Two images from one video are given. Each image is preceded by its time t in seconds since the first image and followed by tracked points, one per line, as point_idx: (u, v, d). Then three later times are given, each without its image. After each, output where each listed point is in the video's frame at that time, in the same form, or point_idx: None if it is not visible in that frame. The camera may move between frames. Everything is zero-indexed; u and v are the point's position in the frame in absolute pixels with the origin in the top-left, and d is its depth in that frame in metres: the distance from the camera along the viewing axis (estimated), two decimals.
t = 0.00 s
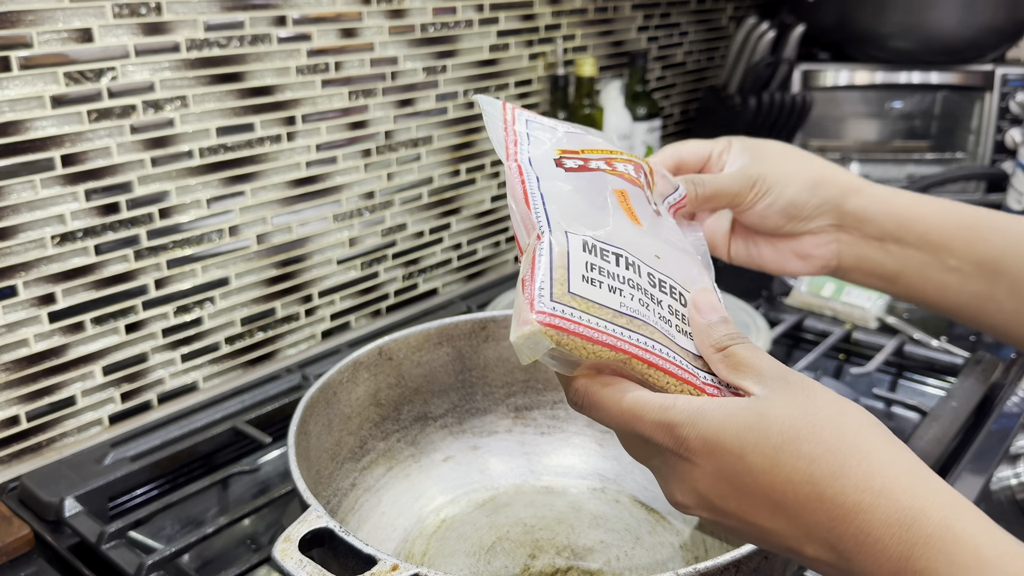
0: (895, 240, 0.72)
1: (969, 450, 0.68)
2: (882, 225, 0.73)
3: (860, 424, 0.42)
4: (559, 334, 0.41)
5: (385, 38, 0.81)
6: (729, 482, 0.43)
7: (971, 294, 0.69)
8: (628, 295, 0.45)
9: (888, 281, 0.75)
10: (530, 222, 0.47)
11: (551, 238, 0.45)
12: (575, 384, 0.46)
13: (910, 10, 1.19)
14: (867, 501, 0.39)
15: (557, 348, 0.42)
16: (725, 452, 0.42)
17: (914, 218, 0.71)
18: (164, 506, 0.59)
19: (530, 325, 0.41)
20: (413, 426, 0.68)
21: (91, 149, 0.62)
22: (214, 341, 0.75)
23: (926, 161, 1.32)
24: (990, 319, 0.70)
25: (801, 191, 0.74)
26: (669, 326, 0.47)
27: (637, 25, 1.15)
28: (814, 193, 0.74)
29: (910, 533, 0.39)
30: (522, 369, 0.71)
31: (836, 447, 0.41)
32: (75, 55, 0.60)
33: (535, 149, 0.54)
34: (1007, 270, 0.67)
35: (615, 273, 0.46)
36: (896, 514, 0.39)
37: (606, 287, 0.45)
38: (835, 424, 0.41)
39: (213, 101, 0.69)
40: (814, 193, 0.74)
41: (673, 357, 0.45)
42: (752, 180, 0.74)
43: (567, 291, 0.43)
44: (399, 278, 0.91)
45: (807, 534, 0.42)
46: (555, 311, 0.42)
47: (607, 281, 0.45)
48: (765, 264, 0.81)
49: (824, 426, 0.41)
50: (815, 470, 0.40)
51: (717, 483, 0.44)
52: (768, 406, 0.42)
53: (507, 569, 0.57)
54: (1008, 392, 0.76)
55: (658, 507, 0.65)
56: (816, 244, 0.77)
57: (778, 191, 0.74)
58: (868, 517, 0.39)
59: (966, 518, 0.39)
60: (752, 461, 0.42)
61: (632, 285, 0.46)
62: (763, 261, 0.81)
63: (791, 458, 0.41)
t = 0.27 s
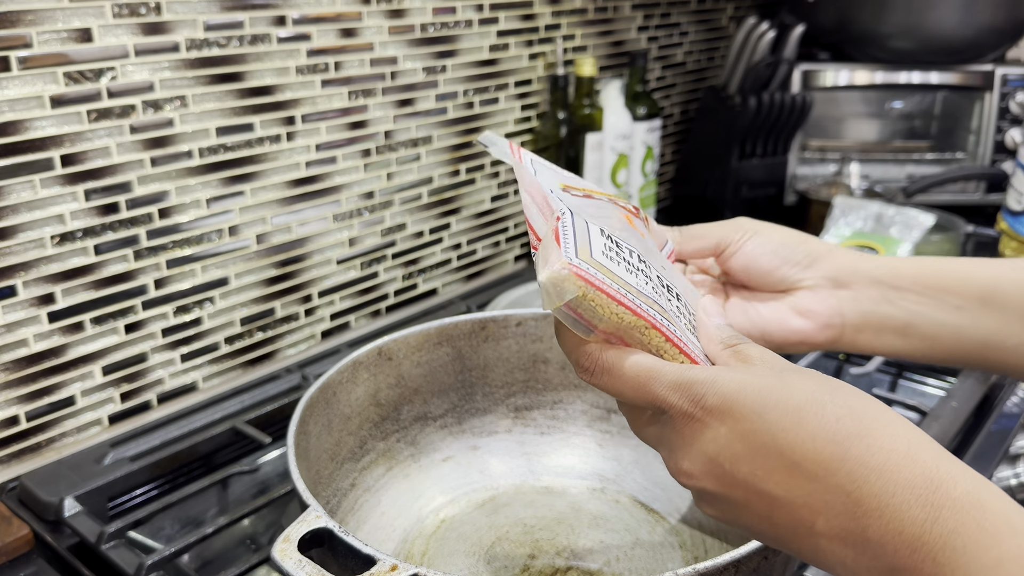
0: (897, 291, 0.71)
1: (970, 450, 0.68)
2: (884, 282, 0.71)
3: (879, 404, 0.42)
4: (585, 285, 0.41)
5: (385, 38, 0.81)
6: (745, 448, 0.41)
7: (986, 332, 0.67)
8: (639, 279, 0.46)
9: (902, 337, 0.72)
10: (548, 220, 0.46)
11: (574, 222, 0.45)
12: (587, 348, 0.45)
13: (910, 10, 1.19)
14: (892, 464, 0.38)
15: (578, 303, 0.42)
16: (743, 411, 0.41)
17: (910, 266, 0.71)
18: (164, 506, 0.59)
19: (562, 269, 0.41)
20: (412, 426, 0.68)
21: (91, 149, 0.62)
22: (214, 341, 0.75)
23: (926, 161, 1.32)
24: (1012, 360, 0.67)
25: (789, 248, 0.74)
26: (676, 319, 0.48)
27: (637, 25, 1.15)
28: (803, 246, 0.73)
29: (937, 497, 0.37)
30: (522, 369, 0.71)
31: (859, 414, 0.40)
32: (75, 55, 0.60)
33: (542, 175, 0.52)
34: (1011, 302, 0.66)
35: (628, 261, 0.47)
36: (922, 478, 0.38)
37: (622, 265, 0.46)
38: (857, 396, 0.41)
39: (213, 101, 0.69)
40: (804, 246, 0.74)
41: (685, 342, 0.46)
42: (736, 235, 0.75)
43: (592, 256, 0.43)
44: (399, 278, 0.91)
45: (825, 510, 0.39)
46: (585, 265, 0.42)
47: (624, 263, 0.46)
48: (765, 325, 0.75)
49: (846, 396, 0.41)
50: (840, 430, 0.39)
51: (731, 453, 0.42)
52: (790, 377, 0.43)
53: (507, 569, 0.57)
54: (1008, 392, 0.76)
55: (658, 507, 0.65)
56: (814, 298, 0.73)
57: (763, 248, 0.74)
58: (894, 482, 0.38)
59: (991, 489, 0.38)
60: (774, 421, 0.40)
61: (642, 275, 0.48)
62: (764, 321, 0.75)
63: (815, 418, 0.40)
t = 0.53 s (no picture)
0: (901, 285, 0.71)
1: (972, 449, 0.68)
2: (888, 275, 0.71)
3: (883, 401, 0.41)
4: (589, 277, 0.45)
5: (385, 38, 0.81)
6: (744, 436, 0.40)
7: (990, 326, 0.67)
8: (635, 284, 0.51)
9: (907, 331, 0.71)
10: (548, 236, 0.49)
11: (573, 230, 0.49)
12: (594, 350, 0.47)
13: (910, 10, 1.19)
14: (893, 448, 0.37)
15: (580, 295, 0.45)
16: (743, 400, 0.41)
17: (914, 261, 0.71)
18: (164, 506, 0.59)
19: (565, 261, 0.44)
20: (413, 426, 0.68)
21: (91, 149, 0.62)
22: (214, 341, 0.75)
23: (926, 161, 1.32)
24: (1017, 354, 0.67)
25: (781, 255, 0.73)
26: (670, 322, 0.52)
27: (637, 25, 1.14)
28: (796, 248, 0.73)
29: (940, 483, 0.35)
30: (522, 369, 0.71)
31: (860, 405, 0.39)
32: (75, 55, 0.60)
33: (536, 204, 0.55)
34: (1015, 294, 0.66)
35: (623, 269, 0.51)
36: (924, 463, 0.36)
37: (619, 270, 0.50)
38: (860, 391, 0.41)
39: (213, 101, 0.69)
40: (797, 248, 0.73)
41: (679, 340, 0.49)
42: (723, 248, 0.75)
43: (594, 257, 0.47)
44: (399, 278, 0.91)
45: (825, 499, 0.37)
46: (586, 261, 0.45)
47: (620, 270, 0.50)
48: (764, 331, 0.75)
49: (849, 390, 0.40)
50: (842, 418, 0.38)
51: (730, 442, 0.41)
52: (792, 373, 0.42)
53: (507, 569, 0.57)
54: (1007, 392, 0.76)
55: (658, 507, 0.65)
56: (812, 299, 0.73)
57: (753, 257, 0.74)
58: (894, 467, 0.36)
59: (998, 479, 0.36)
60: (773, 408, 0.40)
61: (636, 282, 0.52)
62: (762, 328, 0.75)
63: (814, 405, 0.39)
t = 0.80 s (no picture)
0: (887, 282, 0.71)
1: (972, 448, 0.68)
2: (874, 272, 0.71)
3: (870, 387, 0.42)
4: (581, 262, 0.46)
5: (385, 38, 0.81)
6: (734, 422, 0.41)
7: (977, 322, 0.67)
8: (627, 271, 0.51)
9: (895, 328, 0.71)
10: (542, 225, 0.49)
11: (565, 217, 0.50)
12: (584, 333, 0.47)
13: (910, 10, 1.19)
14: (884, 434, 0.37)
15: (571, 270, 0.45)
16: (735, 385, 0.41)
17: (901, 259, 0.71)
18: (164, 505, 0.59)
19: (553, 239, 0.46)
20: (412, 426, 0.68)
21: (91, 149, 0.62)
22: (214, 341, 0.75)
23: (926, 161, 1.32)
24: (1004, 350, 0.67)
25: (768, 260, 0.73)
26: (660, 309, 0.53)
27: (637, 25, 1.15)
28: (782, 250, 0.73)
29: (931, 468, 0.36)
30: (522, 369, 0.71)
31: (849, 391, 0.40)
32: (75, 55, 0.60)
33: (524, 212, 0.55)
34: (1002, 292, 0.66)
35: (615, 257, 0.52)
36: (915, 449, 0.37)
37: (611, 255, 0.51)
38: (848, 377, 0.41)
39: (213, 101, 0.69)
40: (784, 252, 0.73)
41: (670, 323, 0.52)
42: (710, 257, 0.74)
43: (590, 243, 0.48)
44: (399, 278, 0.91)
45: (815, 484, 0.38)
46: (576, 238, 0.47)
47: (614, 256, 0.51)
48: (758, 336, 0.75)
49: (838, 376, 0.41)
50: (832, 403, 0.39)
51: (720, 426, 0.41)
52: (781, 359, 0.43)
53: (507, 569, 0.57)
54: (1008, 392, 0.77)
55: (658, 507, 0.65)
56: (802, 298, 0.73)
57: (740, 262, 0.74)
58: (885, 452, 0.37)
59: (986, 465, 0.37)
60: (763, 394, 0.40)
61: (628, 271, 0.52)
62: (754, 332, 0.75)
63: (804, 390, 0.40)
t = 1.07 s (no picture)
0: (882, 277, 0.71)
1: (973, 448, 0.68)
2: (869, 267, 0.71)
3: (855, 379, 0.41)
4: (554, 255, 0.48)
5: (385, 38, 0.81)
6: (718, 418, 0.41)
7: (971, 319, 0.67)
8: (608, 267, 0.52)
9: (890, 323, 0.71)
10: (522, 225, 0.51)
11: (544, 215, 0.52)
12: (566, 332, 0.48)
13: (910, 10, 1.19)
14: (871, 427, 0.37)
15: (547, 265, 0.48)
16: (718, 381, 0.41)
17: (895, 254, 0.71)
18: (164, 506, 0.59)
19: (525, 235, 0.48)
20: (413, 426, 0.68)
21: (91, 149, 0.62)
22: (214, 341, 0.75)
23: (926, 160, 1.32)
24: (999, 346, 0.67)
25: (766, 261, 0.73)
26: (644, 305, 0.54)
27: (637, 25, 1.14)
28: (778, 248, 0.73)
29: (920, 461, 0.36)
30: (523, 369, 0.71)
31: (835, 385, 0.40)
32: (75, 55, 0.60)
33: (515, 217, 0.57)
34: (997, 288, 0.66)
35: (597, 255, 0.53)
36: (903, 443, 0.37)
37: (592, 251, 0.52)
38: (833, 369, 0.41)
39: (213, 101, 0.69)
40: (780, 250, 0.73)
41: (652, 318, 0.52)
42: (708, 260, 0.74)
43: (567, 239, 0.50)
44: (400, 278, 0.91)
45: (801, 479, 0.38)
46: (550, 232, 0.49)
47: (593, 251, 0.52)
48: (759, 334, 0.75)
49: (824, 368, 0.41)
50: (817, 397, 0.39)
51: (704, 423, 0.41)
52: (764, 353, 0.43)
53: (507, 569, 0.57)
54: (1008, 392, 0.77)
55: (658, 507, 0.65)
56: (800, 293, 0.73)
57: (738, 263, 0.74)
58: (872, 446, 0.37)
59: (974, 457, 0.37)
60: (749, 388, 0.40)
61: (611, 267, 0.53)
62: (757, 330, 0.75)
63: (789, 384, 0.40)
